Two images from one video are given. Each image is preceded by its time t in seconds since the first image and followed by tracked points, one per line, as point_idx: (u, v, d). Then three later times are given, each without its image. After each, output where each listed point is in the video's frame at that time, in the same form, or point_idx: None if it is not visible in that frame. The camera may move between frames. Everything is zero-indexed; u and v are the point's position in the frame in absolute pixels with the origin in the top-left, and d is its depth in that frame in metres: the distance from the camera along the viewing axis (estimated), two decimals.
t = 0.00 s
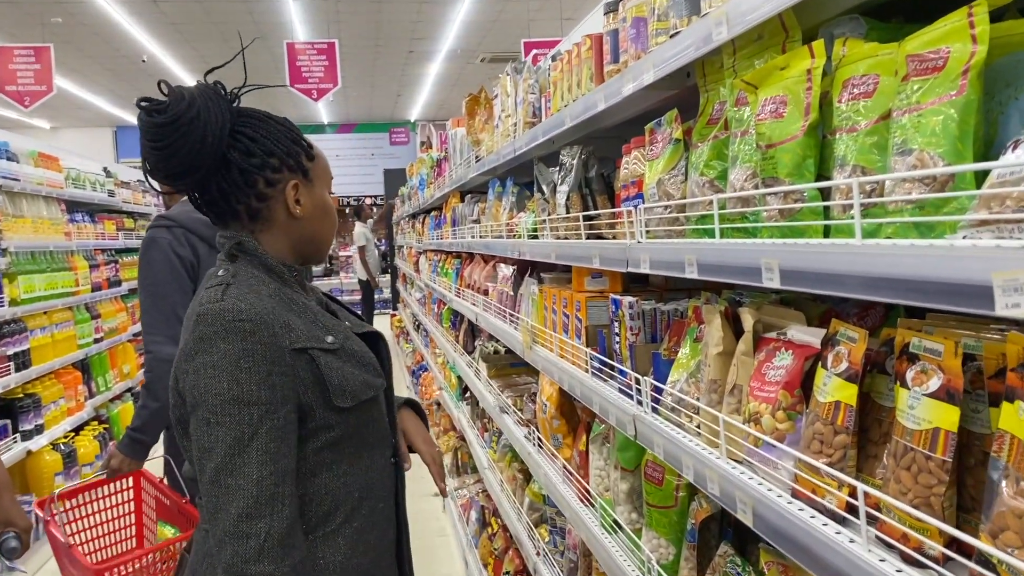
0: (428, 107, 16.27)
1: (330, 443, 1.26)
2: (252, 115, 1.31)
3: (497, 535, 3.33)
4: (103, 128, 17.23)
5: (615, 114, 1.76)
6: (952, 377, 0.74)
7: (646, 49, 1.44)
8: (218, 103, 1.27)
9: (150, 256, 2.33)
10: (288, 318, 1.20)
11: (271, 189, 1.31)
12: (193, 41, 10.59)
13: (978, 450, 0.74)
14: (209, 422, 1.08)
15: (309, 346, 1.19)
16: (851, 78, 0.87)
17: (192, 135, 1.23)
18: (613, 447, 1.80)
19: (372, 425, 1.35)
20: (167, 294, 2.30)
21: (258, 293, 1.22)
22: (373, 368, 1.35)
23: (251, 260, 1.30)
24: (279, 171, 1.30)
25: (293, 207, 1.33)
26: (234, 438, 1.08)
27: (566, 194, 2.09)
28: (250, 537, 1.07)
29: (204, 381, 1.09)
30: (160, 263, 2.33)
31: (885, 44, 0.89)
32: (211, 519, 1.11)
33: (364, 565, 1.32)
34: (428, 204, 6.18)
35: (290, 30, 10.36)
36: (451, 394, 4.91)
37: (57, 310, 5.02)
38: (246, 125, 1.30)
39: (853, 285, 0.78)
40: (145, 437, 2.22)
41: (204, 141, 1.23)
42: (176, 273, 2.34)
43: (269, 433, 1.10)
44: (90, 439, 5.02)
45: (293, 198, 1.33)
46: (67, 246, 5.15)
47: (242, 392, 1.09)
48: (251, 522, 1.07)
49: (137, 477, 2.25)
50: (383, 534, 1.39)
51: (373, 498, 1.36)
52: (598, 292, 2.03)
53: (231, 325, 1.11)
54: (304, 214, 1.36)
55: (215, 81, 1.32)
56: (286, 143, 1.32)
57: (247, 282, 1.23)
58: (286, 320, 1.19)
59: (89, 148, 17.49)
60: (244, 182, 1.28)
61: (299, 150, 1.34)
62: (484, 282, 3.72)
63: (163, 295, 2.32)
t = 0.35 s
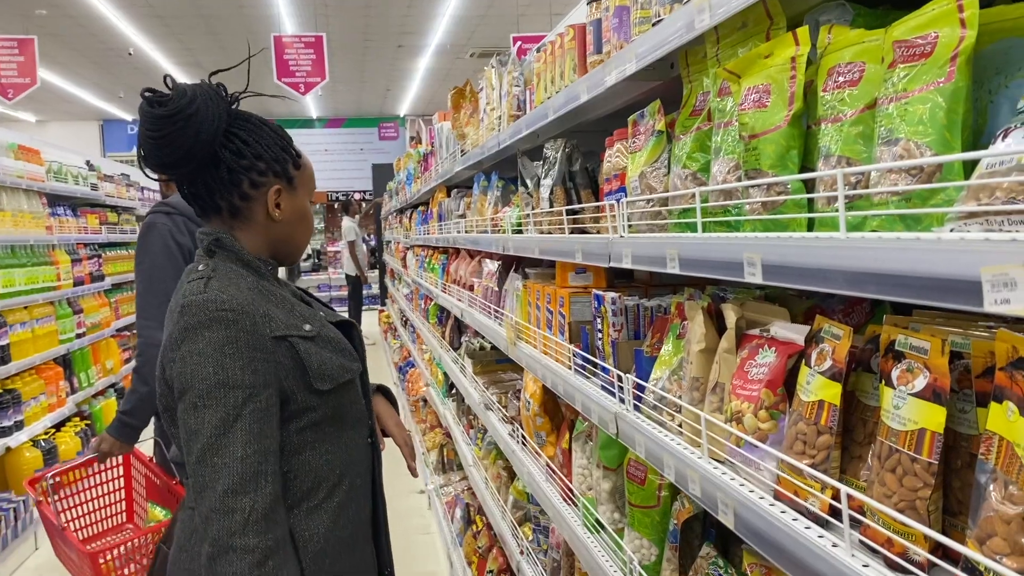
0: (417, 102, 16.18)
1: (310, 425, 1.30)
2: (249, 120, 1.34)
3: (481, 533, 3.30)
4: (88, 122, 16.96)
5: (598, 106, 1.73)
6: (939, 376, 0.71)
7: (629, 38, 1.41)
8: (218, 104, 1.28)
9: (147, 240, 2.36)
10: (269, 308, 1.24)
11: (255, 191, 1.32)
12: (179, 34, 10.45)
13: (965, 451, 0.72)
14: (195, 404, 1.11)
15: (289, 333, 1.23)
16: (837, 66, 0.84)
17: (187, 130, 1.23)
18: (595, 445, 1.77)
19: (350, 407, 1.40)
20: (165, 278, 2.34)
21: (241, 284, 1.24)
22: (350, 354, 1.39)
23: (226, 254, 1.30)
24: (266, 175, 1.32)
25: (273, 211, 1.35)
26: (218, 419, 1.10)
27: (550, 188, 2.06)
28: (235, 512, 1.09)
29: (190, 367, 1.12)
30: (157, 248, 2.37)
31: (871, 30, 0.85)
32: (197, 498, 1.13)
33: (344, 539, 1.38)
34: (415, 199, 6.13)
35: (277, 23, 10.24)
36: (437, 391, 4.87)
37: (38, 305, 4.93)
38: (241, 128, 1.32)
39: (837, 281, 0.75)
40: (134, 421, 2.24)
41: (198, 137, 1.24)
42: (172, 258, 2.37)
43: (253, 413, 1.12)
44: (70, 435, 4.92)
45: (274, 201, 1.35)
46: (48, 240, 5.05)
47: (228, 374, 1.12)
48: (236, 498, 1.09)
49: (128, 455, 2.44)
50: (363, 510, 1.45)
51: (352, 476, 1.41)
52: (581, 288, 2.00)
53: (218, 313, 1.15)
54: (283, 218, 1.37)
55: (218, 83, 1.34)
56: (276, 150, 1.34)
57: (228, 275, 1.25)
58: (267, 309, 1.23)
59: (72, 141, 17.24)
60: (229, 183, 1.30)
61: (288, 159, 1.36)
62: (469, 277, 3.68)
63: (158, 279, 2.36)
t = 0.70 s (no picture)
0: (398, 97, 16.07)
1: (281, 406, 1.37)
2: (247, 127, 1.41)
3: (462, 531, 3.27)
4: (63, 116, 16.60)
5: (580, 100, 1.71)
6: (926, 372, 0.69)
7: (610, 30, 1.39)
8: (218, 106, 1.39)
9: (145, 230, 2.35)
10: (247, 292, 1.31)
11: (232, 189, 1.36)
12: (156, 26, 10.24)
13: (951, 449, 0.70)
14: (180, 374, 1.16)
15: (264, 317, 1.30)
16: (822, 57, 0.82)
17: (179, 121, 1.36)
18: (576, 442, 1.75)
19: (314, 395, 1.48)
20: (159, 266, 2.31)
21: (226, 267, 1.31)
22: (319, 344, 1.47)
23: (213, 246, 1.35)
24: (246, 177, 1.36)
25: (248, 212, 1.37)
26: (201, 387, 1.16)
27: (531, 183, 2.04)
28: (218, 474, 1.15)
29: (176, 340, 1.17)
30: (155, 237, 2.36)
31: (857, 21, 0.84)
32: (179, 462, 1.19)
33: (305, 519, 1.45)
34: (396, 195, 6.07)
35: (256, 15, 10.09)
36: (418, 387, 4.83)
37: (11, 301, 4.80)
38: (237, 133, 1.40)
39: (824, 275, 0.74)
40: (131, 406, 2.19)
41: (187, 129, 1.36)
42: (169, 247, 2.36)
43: (234, 385, 1.19)
44: (45, 433, 4.79)
45: (251, 203, 1.37)
46: (21, 234, 4.92)
47: (211, 347, 1.18)
48: (219, 461, 1.15)
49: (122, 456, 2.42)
50: (324, 493, 1.52)
51: (315, 460, 1.48)
52: (563, 283, 1.98)
53: (204, 292, 1.21)
54: (261, 222, 1.39)
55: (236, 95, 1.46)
56: (259, 155, 1.37)
57: (212, 258, 1.31)
58: (244, 293, 1.29)
59: (45, 134, 16.86)
60: (211, 178, 1.37)
61: (271, 165, 1.38)
62: (450, 273, 3.65)
63: (155, 268, 2.34)
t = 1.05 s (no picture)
0: (369, 94, 15.88)
1: (239, 402, 1.30)
2: (227, 124, 1.34)
3: (442, 533, 3.22)
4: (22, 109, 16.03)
5: (571, 94, 1.67)
6: (958, 371, 0.67)
7: (606, 22, 1.35)
8: (201, 99, 1.33)
9: (134, 222, 2.40)
10: (202, 284, 1.25)
11: (201, 185, 1.29)
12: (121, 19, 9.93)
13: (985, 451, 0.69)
14: (129, 369, 1.13)
15: (219, 311, 1.24)
16: (842, 44, 0.80)
17: (157, 111, 1.30)
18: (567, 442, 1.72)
19: (282, 390, 1.39)
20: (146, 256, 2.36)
21: (184, 259, 1.26)
22: (284, 339, 1.39)
23: (179, 241, 1.29)
24: (216, 174, 1.29)
25: (215, 209, 1.30)
26: (148, 383, 1.12)
27: (518, 178, 2.00)
28: (170, 469, 1.12)
29: (126, 334, 1.14)
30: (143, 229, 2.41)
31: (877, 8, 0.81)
32: (133, 456, 1.16)
33: (271, 518, 1.37)
34: (369, 192, 5.98)
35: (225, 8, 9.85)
36: (394, 387, 4.75)
37: None
38: (216, 129, 1.33)
39: (853, 271, 0.71)
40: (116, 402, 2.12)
41: (164, 120, 1.30)
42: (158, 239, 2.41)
43: (184, 379, 1.15)
44: (8, 437, 4.58)
45: (219, 201, 1.29)
46: None
47: (160, 341, 1.14)
48: (171, 456, 1.13)
49: (99, 449, 2.28)
50: (296, 490, 1.44)
51: (284, 457, 1.40)
52: (551, 281, 1.95)
53: (151, 287, 1.17)
54: (229, 219, 1.31)
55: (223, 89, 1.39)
56: (231, 153, 1.29)
57: (172, 250, 1.27)
58: (199, 285, 1.24)
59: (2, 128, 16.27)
60: (183, 172, 1.31)
61: (243, 164, 1.30)
62: (428, 271, 3.59)
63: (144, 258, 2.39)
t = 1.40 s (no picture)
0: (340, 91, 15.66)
1: (221, 414, 1.20)
2: (221, 120, 1.26)
3: (426, 538, 3.14)
4: None
5: (574, 88, 1.62)
6: None
7: (620, 13, 1.31)
8: (195, 91, 1.23)
9: (120, 221, 2.32)
10: (180, 288, 1.15)
11: (190, 184, 1.21)
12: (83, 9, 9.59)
13: None
14: (101, 381, 1.04)
15: (198, 317, 1.14)
16: (896, 33, 0.76)
17: (148, 101, 1.19)
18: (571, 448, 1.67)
19: (268, 398, 1.28)
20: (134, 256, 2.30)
21: (159, 263, 1.16)
22: (269, 345, 1.28)
23: (158, 240, 1.21)
24: (209, 174, 1.21)
25: (204, 210, 1.22)
26: (119, 395, 1.03)
27: (515, 176, 1.95)
28: (141, 488, 1.03)
29: (97, 343, 1.05)
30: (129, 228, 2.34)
31: None
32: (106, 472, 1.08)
33: (257, 532, 1.27)
34: (345, 190, 5.86)
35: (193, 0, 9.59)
36: (371, 388, 4.65)
37: None
38: (209, 125, 1.24)
39: (919, 272, 0.67)
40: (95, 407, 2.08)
41: (156, 111, 1.19)
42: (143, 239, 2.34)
43: (159, 392, 1.05)
44: None
45: (209, 201, 1.21)
46: None
47: (133, 351, 1.04)
48: (142, 474, 1.03)
49: (70, 455, 2.17)
50: (284, 501, 1.34)
51: (271, 468, 1.30)
52: (550, 281, 1.91)
53: (123, 294, 1.07)
54: (218, 221, 1.23)
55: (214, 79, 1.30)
56: (227, 154, 1.22)
57: (149, 254, 1.18)
58: (177, 290, 1.14)
59: None
60: (170, 168, 1.21)
61: (238, 166, 1.23)
62: (411, 271, 3.51)
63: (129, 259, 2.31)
